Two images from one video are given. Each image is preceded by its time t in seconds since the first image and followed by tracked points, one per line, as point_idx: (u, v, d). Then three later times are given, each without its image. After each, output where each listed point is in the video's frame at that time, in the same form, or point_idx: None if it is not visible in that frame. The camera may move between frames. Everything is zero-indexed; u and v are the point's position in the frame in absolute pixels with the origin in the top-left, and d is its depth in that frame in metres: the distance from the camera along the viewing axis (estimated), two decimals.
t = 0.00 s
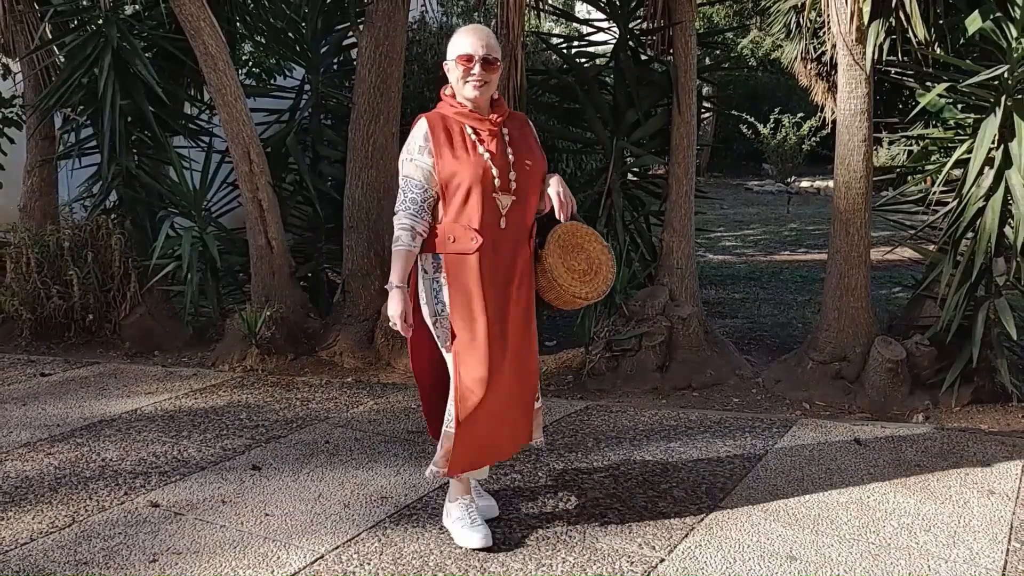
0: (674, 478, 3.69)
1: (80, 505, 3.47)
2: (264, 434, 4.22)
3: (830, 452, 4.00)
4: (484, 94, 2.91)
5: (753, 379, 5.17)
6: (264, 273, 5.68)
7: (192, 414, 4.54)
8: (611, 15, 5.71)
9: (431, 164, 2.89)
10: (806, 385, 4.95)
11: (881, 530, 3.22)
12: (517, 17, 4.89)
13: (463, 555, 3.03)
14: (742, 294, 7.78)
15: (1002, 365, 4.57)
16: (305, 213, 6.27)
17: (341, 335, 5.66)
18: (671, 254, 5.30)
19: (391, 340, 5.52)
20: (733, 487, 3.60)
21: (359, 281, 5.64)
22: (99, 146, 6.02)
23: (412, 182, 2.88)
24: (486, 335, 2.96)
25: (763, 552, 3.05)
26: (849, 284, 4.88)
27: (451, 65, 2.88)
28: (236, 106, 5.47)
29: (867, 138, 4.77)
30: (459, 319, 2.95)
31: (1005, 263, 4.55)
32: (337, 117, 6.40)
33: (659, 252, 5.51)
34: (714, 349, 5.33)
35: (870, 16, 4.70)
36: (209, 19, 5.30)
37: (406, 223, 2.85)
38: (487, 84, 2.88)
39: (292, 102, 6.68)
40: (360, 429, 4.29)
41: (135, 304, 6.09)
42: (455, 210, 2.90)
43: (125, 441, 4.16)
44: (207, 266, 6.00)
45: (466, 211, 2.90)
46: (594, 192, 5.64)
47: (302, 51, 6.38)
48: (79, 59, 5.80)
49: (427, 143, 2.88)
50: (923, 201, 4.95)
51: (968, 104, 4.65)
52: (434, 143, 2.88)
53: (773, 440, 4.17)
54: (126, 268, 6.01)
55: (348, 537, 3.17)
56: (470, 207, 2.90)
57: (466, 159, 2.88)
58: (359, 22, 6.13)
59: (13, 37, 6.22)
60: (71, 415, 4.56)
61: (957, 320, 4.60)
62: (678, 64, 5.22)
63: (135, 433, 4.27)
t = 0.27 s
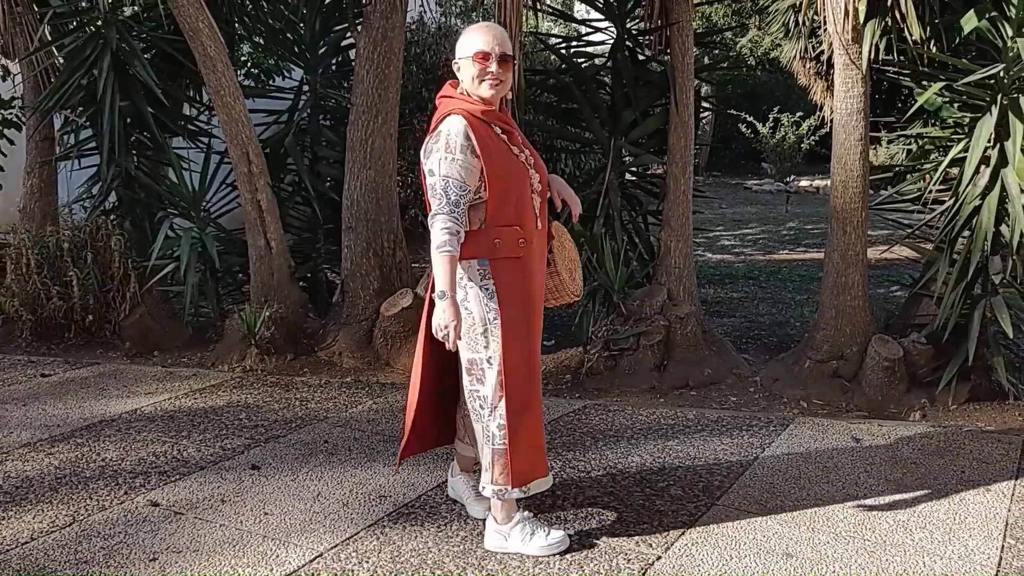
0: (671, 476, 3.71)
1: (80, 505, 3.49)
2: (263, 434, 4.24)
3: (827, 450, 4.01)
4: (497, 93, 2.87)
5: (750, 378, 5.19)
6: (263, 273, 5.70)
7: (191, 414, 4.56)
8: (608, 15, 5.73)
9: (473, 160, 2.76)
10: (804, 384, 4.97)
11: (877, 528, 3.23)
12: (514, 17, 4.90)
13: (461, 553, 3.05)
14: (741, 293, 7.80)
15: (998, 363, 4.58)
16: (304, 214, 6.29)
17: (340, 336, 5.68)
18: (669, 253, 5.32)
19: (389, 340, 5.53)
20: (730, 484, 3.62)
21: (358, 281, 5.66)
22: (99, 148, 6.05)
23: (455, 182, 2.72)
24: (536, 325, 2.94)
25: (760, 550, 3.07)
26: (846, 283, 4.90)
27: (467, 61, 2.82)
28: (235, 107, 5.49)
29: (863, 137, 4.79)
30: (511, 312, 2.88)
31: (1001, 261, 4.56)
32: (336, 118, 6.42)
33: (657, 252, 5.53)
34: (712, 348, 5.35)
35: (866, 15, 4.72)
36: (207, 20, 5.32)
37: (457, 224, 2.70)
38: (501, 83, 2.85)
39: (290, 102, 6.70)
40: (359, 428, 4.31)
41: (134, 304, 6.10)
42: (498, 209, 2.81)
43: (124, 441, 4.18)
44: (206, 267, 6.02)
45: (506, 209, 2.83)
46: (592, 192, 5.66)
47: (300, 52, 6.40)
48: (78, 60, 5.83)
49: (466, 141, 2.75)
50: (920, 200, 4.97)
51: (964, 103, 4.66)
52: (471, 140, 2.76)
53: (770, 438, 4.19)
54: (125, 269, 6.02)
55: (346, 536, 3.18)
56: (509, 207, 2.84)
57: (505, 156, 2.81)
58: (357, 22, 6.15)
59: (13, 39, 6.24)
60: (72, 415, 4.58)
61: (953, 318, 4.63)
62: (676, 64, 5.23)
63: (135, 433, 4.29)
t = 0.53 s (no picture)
0: (665, 475, 3.72)
1: (76, 505, 3.50)
2: (259, 434, 4.25)
3: (821, 448, 4.03)
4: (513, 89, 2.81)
5: (746, 377, 5.20)
6: (261, 274, 5.71)
7: (188, 414, 4.57)
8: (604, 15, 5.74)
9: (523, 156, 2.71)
10: (799, 382, 4.98)
11: (870, 525, 3.25)
12: (510, 17, 4.91)
13: (456, 552, 3.06)
14: (738, 293, 7.81)
15: (993, 361, 4.60)
16: (301, 214, 6.30)
17: (337, 335, 5.69)
18: (665, 252, 5.33)
19: (386, 340, 5.55)
20: (724, 483, 3.64)
21: (355, 281, 5.67)
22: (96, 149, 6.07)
23: (517, 178, 2.65)
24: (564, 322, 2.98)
25: (752, 547, 3.08)
26: (841, 282, 4.92)
27: (488, 55, 2.70)
28: (232, 107, 5.50)
29: (857, 136, 4.81)
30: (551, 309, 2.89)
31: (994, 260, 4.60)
32: (333, 118, 6.43)
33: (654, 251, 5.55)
34: (708, 347, 5.36)
35: (860, 15, 4.73)
36: (204, 21, 5.34)
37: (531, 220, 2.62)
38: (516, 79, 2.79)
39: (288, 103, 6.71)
40: (355, 428, 4.32)
41: (132, 305, 6.11)
42: (541, 206, 2.79)
43: (121, 441, 4.20)
44: (203, 267, 6.03)
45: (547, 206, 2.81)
46: (588, 192, 5.67)
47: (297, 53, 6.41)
48: (76, 61, 5.85)
49: (513, 136, 2.68)
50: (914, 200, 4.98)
51: (958, 102, 4.67)
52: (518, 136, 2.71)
53: (765, 437, 4.20)
54: (123, 269, 6.03)
55: (341, 534, 3.19)
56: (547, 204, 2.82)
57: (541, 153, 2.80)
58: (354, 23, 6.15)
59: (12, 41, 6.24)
60: (69, 416, 4.59)
61: (948, 317, 4.64)
62: (672, 63, 5.25)
63: (132, 433, 4.30)
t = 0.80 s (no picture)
0: (657, 474, 3.74)
1: (71, 503, 3.52)
2: (254, 433, 4.27)
3: (813, 448, 4.05)
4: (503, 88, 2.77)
5: (741, 377, 5.22)
6: (257, 273, 5.73)
7: (184, 413, 4.59)
8: (600, 16, 5.76)
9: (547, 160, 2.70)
10: (793, 382, 5.00)
11: (860, 524, 3.27)
12: (505, 18, 4.93)
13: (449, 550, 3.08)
14: (735, 293, 7.83)
15: (985, 361, 4.62)
16: (298, 214, 6.32)
17: (333, 335, 5.71)
18: (660, 252, 5.35)
19: (382, 339, 5.56)
20: (715, 481, 3.66)
21: (351, 281, 5.69)
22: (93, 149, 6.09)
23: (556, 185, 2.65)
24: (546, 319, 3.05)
25: (742, 546, 3.10)
26: (835, 282, 4.94)
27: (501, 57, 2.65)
28: (229, 108, 5.52)
29: (851, 137, 4.83)
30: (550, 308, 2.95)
31: (987, 261, 4.63)
32: (330, 118, 6.45)
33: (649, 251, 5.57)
34: (703, 346, 5.37)
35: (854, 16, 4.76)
36: (201, 21, 5.36)
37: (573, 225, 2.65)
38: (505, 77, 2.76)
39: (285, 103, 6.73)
40: (350, 427, 4.34)
41: (129, 304, 6.13)
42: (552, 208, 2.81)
43: (117, 440, 4.22)
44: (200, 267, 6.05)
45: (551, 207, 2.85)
46: (584, 192, 5.69)
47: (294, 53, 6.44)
48: (73, 61, 5.86)
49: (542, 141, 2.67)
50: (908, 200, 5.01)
51: (951, 103, 4.69)
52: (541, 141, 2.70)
53: (757, 436, 4.22)
54: (120, 269, 6.05)
55: (335, 533, 3.21)
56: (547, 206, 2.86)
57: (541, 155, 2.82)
58: (351, 23, 6.17)
59: (9, 41, 6.26)
60: (65, 414, 4.61)
61: (941, 317, 4.65)
62: (666, 64, 5.27)
63: (128, 432, 4.32)
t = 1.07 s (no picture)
0: (651, 473, 3.75)
1: (66, 498, 3.53)
2: (250, 430, 4.28)
3: (806, 448, 4.06)
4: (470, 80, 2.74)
5: (736, 377, 5.23)
6: (254, 271, 5.74)
7: (180, 410, 4.60)
8: (597, 17, 5.78)
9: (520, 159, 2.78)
10: (788, 382, 5.01)
11: (851, 523, 3.28)
12: (502, 17, 4.94)
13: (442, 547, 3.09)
14: (732, 294, 7.84)
15: (980, 363, 4.63)
16: (296, 212, 6.34)
17: (330, 333, 5.72)
18: (656, 252, 5.36)
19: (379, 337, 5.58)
20: (708, 481, 3.67)
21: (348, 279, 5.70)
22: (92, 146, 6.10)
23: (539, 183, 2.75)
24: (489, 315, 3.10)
25: (734, 545, 3.11)
26: (830, 283, 4.95)
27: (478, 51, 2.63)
28: (227, 106, 5.53)
29: (847, 138, 4.84)
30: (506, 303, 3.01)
31: (982, 262, 4.66)
32: (328, 117, 6.47)
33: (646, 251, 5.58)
34: (699, 346, 5.39)
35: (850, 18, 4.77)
36: (199, 19, 5.37)
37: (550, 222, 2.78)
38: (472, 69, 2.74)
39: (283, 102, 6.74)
40: (345, 424, 4.35)
41: (126, 301, 6.14)
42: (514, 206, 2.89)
43: (113, 436, 4.23)
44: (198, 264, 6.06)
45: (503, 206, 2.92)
46: (581, 191, 5.71)
47: (293, 52, 6.45)
48: (72, 58, 5.86)
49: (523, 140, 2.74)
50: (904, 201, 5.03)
51: (946, 105, 4.71)
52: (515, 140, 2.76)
53: (751, 436, 4.24)
54: (118, 266, 6.07)
55: (328, 529, 3.23)
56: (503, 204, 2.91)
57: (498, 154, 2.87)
58: (349, 22, 6.19)
59: (8, 38, 6.27)
60: (61, 411, 4.62)
61: (935, 318, 4.67)
62: (663, 65, 5.28)
63: (124, 428, 4.33)
